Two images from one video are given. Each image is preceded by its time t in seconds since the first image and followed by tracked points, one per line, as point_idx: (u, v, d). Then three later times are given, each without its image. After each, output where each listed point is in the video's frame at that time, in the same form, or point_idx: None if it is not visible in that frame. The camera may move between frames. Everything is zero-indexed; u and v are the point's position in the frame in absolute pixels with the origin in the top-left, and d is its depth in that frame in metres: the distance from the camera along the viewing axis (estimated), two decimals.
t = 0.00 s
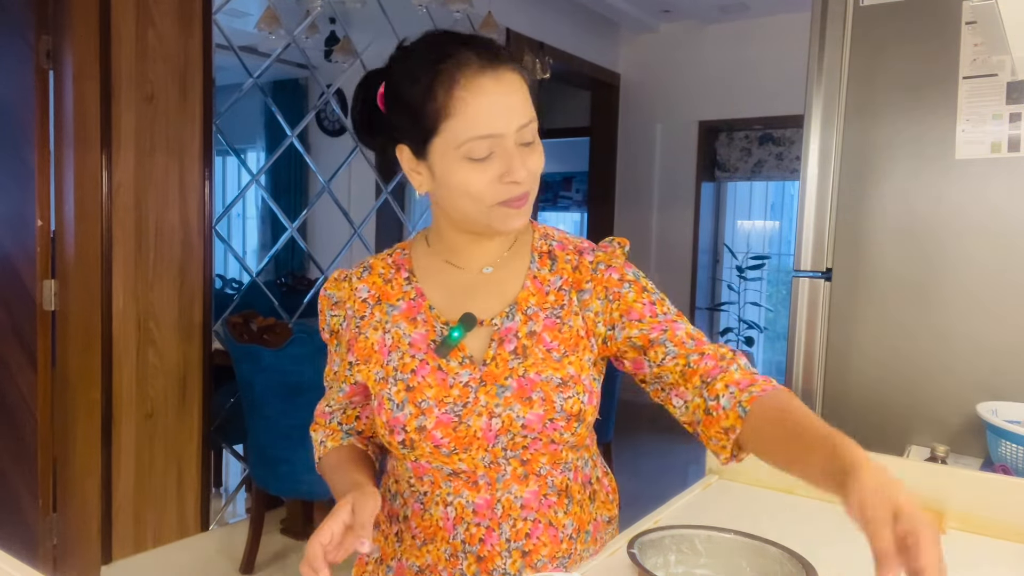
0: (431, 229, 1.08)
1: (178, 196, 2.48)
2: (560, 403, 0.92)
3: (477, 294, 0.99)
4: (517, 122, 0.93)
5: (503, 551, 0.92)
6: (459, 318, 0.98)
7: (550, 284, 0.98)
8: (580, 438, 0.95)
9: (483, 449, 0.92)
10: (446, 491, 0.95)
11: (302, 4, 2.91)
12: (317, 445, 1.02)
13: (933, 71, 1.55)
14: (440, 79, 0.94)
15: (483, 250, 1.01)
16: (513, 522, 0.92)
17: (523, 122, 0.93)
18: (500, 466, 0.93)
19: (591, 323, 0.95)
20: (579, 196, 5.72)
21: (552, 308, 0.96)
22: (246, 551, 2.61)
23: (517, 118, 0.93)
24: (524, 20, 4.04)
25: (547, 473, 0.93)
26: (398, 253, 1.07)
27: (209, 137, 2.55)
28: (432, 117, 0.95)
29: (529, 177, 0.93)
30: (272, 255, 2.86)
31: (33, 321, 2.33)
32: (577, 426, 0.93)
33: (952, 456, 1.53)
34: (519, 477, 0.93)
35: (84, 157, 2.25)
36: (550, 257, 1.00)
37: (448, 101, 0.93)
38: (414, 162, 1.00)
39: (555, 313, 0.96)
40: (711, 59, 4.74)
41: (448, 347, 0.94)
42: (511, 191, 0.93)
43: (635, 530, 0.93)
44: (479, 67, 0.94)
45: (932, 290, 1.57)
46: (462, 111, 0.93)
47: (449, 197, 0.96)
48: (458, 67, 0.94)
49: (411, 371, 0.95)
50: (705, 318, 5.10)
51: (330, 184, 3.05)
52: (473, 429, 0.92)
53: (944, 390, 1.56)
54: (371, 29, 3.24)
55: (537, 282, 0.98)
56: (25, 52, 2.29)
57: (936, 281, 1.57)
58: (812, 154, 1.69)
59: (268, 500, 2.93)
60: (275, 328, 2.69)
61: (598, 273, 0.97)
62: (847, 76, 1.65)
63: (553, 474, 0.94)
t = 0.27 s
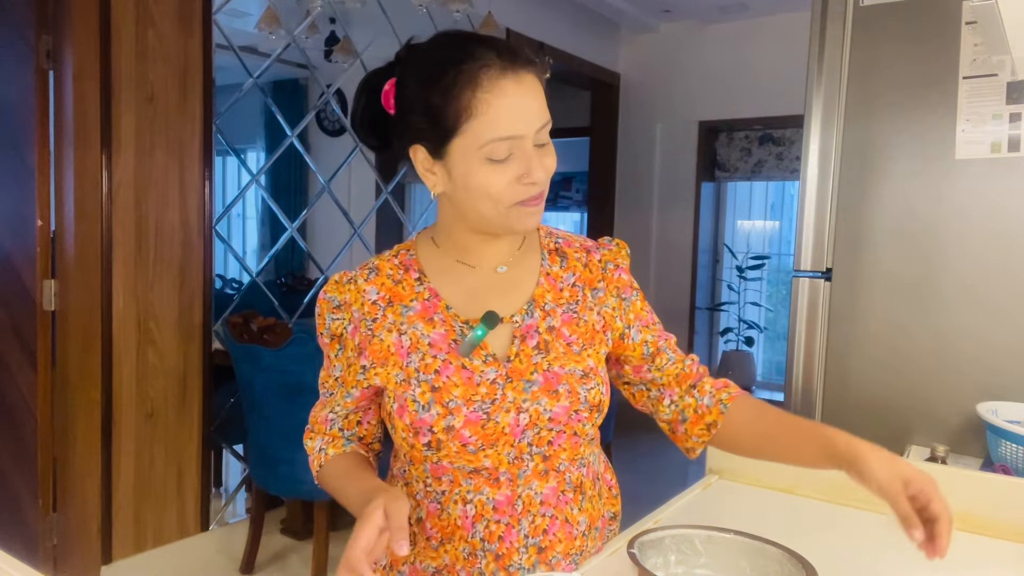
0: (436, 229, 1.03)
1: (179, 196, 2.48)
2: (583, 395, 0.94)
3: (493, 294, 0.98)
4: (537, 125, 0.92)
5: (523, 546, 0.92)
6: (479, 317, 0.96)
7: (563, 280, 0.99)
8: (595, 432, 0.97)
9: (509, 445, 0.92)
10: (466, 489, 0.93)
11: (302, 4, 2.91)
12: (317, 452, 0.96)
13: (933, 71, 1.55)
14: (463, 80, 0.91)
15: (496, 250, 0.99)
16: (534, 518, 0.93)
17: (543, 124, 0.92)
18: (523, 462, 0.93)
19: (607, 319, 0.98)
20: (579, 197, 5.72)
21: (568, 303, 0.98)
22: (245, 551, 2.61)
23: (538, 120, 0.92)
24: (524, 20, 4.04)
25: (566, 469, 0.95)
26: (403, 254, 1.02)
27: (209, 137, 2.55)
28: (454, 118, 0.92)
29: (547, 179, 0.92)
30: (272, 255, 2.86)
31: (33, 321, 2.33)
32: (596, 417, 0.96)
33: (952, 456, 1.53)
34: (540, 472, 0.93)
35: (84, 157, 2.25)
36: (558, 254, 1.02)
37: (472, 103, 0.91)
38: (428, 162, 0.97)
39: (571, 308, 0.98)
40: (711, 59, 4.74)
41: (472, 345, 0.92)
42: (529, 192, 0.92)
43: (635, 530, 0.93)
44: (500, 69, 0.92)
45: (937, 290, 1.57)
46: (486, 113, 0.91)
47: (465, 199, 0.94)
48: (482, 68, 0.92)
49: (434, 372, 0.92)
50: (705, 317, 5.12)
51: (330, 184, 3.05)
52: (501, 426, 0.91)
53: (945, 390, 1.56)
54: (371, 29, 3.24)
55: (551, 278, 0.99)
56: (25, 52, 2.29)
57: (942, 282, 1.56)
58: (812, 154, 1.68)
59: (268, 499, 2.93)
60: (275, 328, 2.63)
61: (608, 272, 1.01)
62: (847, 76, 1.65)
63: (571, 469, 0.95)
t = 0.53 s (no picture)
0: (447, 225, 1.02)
1: (178, 196, 2.48)
2: (596, 389, 0.95)
3: (506, 290, 0.97)
4: (548, 128, 0.92)
5: (532, 541, 0.92)
6: (493, 311, 0.95)
7: (574, 277, 1.00)
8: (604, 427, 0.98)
9: (523, 440, 0.91)
10: (477, 483, 0.92)
11: (302, 4, 2.91)
12: (330, 453, 0.91)
13: (933, 71, 1.55)
14: (480, 78, 0.91)
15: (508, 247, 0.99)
16: (543, 513, 0.92)
17: (555, 129, 0.92)
18: (535, 456, 0.92)
19: (615, 317, 1.00)
20: (579, 196, 5.72)
21: (579, 299, 0.99)
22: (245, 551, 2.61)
23: (550, 125, 0.92)
24: (523, 19, 4.04)
25: (576, 465, 0.95)
26: (413, 250, 1.01)
27: (209, 138, 2.55)
28: (467, 114, 0.92)
29: (554, 184, 0.92)
30: (272, 255, 2.86)
31: (33, 321, 2.33)
32: (606, 411, 0.97)
33: (952, 456, 1.53)
34: (551, 467, 0.93)
35: (84, 157, 2.25)
36: (567, 252, 1.03)
37: (485, 101, 0.91)
38: (440, 157, 0.97)
39: (583, 304, 0.99)
40: (710, 59, 4.74)
41: (487, 339, 0.90)
42: (534, 196, 0.91)
43: (635, 530, 0.93)
44: (517, 71, 0.92)
45: (939, 290, 1.56)
46: (499, 112, 0.91)
47: (472, 197, 0.94)
48: (498, 68, 0.92)
49: (449, 367, 0.90)
50: (705, 317, 5.12)
51: (330, 184, 3.05)
52: (515, 421, 0.90)
53: (946, 390, 1.56)
54: (371, 29, 3.24)
55: (561, 275, 1.00)
56: (25, 52, 2.29)
57: (942, 282, 1.56)
58: (812, 154, 1.68)
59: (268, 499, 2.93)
60: (275, 328, 2.63)
61: (615, 272, 1.03)
62: (847, 77, 1.65)
63: (581, 465, 0.95)
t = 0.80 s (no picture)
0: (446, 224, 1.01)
1: (178, 196, 2.48)
2: (600, 380, 0.96)
3: (510, 286, 0.97)
4: (538, 131, 0.91)
5: (537, 534, 0.92)
6: (499, 307, 0.95)
7: (572, 272, 1.01)
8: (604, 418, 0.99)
9: (531, 432, 0.91)
10: (483, 478, 0.92)
11: (302, 4, 2.91)
12: (332, 457, 0.90)
13: (933, 71, 1.55)
14: (474, 74, 0.90)
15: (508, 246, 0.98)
16: (548, 505, 0.93)
17: (544, 133, 0.91)
18: (542, 449, 0.93)
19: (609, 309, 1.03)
20: (579, 196, 5.71)
21: (579, 292, 1.00)
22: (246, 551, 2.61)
23: (539, 128, 0.91)
24: (524, 19, 4.04)
25: (578, 456, 0.96)
26: (412, 251, 0.98)
27: (209, 138, 2.55)
28: (457, 109, 0.91)
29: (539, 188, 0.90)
30: (271, 255, 2.86)
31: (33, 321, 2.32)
32: (608, 402, 0.98)
33: (952, 456, 1.53)
34: (556, 459, 0.94)
35: (84, 157, 2.24)
36: (563, 248, 1.04)
37: (476, 97, 0.90)
38: (435, 151, 0.96)
39: (582, 297, 1.00)
40: (710, 59, 4.74)
41: (495, 333, 0.90)
42: (517, 197, 0.90)
43: (635, 530, 0.93)
44: (512, 72, 0.91)
45: (940, 290, 1.56)
46: (489, 109, 0.90)
47: (460, 192, 0.93)
48: (494, 67, 0.91)
49: (458, 363, 0.89)
50: (705, 317, 5.12)
51: (330, 184, 3.05)
52: (524, 414, 0.90)
53: (946, 389, 1.56)
54: (371, 29, 3.24)
55: (560, 269, 1.01)
56: (24, 52, 2.29)
57: (940, 281, 1.56)
58: (812, 154, 1.69)
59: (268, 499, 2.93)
60: (275, 328, 2.64)
61: (608, 266, 1.06)
62: (847, 77, 1.65)
63: (583, 457, 0.96)
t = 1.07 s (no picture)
0: (433, 224, 1.01)
1: (178, 196, 2.48)
2: (591, 375, 0.96)
3: (499, 285, 0.97)
4: (514, 125, 0.91)
5: (532, 531, 0.92)
6: (489, 308, 0.95)
7: (560, 271, 1.02)
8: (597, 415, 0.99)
9: (524, 430, 0.91)
10: (477, 476, 0.92)
11: (302, 4, 2.91)
12: (341, 471, 0.89)
13: (933, 71, 1.55)
14: (449, 69, 0.92)
15: (495, 245, 0.98)
16: (543, 502, 0.92)
17: (522, 125, 0.92)
18: (534, 446, 0.92)
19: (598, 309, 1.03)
20: (579, 196, 5.71)
21: (567, 291, 1.00)
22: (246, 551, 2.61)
23: (517, 121, 0.92)
24: (524, 19, 4.04)
25: (572, 453, 0.95)
26: (402, 254, 0.98)
27: (209, 138, 2.55)
28: (434, 105, 0.92)
29: (517, 179, 0.90)
30: (271, 255, 2.86)
31: (33, 321, 2.32)
32: (599, 398, 0.99)
33: (953, 456, 1.52)
34: (549, 457, 0.93)
35: (84, 157, 2.24)
36: (550, 248, 1.05)
37: (452, 92, 0.91)
38: (418, 150, 0.96)
39: (571, 296, 1.00)
40: (710, 59, 4.74)
41: (485, 333, 0.90)
42: (495, 188, 0.91)
43: (635, 530, 0.92)
44: (488, 66, 0.93)
45: (939, 290, 1.56)
46: (465, 102, 0.91)
47: (440, 187, 0.93)
48: (469, 61, 0.92)
49: (450, 364, 0.89)
50: (705, 317, 5.12)
51: (330, 184, 3.05)
52: (517, 412, 0.90)
53: (946, 388, 1.56)
54: (371, 29, 3.24)
55: (548, 269, 1.01)
56: (25, 52, 2.29)
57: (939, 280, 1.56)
58: (812, 154, 1.69)
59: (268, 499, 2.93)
60: (276, 327, 2.53)
61: (595, 265, 1.06)
62: (847, 76, 1.65)
63: (577, 454, 0.96)
